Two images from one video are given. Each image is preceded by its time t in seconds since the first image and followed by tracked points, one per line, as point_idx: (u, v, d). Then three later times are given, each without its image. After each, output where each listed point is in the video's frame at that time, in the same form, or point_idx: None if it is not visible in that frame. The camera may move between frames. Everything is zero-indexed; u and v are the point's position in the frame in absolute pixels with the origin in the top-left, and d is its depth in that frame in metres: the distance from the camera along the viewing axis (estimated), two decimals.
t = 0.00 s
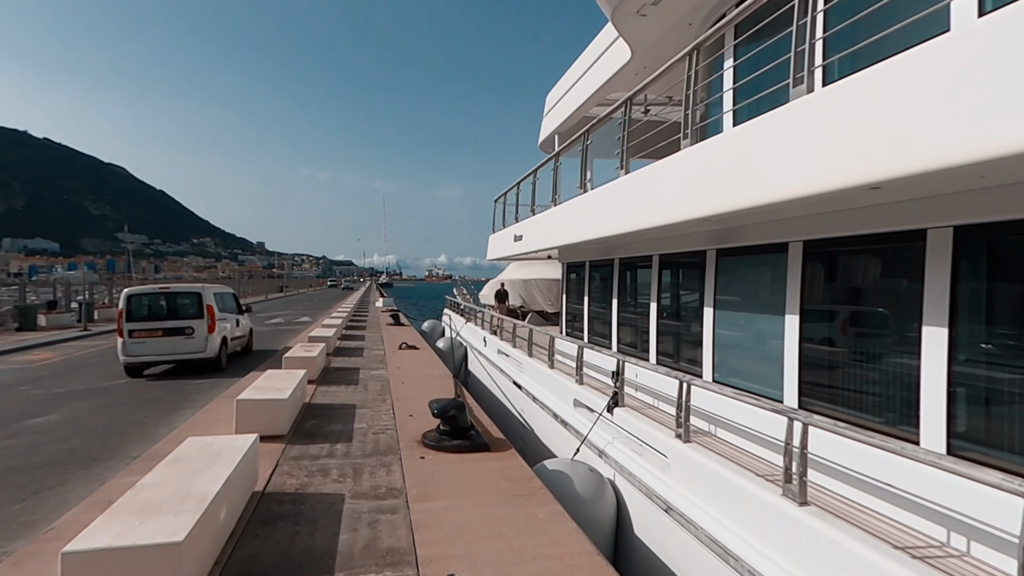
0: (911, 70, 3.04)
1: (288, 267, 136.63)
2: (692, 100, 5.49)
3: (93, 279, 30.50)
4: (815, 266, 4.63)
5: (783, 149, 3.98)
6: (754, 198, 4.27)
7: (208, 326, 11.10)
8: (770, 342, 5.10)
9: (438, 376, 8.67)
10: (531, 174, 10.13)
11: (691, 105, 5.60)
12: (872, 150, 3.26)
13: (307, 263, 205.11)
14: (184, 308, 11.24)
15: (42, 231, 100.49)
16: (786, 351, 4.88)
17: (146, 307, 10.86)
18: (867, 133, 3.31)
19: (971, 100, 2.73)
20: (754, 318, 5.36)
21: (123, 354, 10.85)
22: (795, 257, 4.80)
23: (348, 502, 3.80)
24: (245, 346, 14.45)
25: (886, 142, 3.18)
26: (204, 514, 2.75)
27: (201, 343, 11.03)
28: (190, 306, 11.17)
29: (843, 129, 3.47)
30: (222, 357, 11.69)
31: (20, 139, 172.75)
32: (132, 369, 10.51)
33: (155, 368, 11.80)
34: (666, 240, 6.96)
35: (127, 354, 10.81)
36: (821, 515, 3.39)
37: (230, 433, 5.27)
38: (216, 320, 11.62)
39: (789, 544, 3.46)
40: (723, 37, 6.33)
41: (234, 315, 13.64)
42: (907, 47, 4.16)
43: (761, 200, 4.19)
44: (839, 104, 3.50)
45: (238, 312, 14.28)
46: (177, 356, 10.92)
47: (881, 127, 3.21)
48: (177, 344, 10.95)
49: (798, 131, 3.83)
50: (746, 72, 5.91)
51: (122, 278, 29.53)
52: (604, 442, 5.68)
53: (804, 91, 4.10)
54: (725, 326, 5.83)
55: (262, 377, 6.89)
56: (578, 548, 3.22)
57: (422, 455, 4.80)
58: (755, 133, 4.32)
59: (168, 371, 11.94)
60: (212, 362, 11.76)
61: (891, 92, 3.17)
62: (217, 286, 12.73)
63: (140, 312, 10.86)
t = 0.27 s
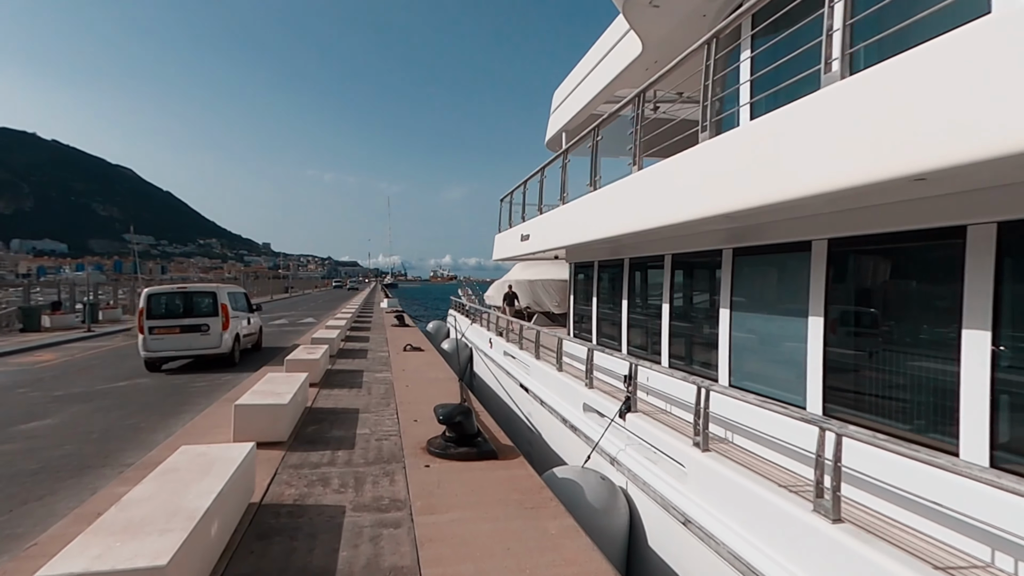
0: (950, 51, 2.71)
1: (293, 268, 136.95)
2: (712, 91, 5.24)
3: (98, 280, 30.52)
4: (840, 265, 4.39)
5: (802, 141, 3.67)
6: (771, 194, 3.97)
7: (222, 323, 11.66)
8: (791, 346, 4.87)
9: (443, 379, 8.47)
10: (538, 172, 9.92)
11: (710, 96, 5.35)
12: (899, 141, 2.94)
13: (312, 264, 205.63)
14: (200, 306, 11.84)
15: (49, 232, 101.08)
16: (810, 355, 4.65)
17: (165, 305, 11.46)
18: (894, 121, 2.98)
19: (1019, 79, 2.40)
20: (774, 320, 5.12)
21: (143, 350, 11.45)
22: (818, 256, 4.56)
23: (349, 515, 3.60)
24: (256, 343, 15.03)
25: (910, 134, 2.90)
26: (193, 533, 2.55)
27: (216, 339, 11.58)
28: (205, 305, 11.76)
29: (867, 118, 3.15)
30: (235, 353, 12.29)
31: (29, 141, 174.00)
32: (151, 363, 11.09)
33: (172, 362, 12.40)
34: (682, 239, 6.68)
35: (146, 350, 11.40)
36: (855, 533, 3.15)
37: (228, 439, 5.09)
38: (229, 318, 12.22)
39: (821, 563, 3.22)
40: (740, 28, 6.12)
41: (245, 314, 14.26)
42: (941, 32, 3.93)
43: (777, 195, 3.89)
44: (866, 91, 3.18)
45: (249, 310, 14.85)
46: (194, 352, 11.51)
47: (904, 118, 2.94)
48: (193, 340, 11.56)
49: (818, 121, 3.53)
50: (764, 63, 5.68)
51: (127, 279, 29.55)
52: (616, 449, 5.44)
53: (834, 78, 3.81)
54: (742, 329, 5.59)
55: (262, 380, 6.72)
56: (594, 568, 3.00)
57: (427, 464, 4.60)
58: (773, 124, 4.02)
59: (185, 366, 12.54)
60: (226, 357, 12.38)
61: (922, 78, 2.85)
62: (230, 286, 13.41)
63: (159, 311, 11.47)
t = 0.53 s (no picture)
0: (1011, 30, 2.52)
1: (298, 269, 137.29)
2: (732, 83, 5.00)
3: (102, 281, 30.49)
4: (867, 266, 4.21)
5: (854, 128, 3.38)
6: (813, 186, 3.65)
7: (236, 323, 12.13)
8: (813, 351, 4.66)
9: (448, 382, 8.28)
10: (545, 170, 9.70)
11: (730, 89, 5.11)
12: (982, 126, 2.66)
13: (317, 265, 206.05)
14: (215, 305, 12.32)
15: (56, 233, 101.63)
16: (833, 359, 4.45)
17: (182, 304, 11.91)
18: (974, 105, 2.70)
19: None
20: (794, 323, 4.92)
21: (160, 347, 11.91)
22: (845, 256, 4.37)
23: (350, 529, 3.42)
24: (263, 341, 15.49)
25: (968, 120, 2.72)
26: (182, 553, 2.38)
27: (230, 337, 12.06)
28: (220, 304, 12.23)
29: (942, 102, 2.85)
30: (248, 351, 12.73)
31: (36, 143, 175.21)
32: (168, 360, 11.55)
33: (186, 358, 12.87)
34: (695, 239, 6.45)
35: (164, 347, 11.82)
36: (893, 553, 2.93)
37: (226, 446, 4.91)
38: (242, 317, 12.67)
39: None
40: (756, 20, 5.92)
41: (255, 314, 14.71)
42: (976, 19, 3.74)
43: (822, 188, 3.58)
44: (933, 73, 2.90)
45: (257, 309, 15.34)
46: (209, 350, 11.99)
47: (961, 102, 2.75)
48: (209, 338, 12.01)
49: (877, 106, 3.23)
50: (781, 56, 5.50)
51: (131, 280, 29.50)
52: (627, 457, 5.24)
53: (872, 65, 3.56)
54: (759, 332, 5.38)
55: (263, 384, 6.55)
56: None
57: (432, 473, 4.41)
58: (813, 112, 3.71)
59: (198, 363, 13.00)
60: (239, 355, 12.84)
61: (999, 56, 2.58)
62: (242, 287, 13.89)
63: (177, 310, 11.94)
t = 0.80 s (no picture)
0: None
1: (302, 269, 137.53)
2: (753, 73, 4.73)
3: (106, 282, 30.48)
4: (894, 263, 4.02)
5: (891, 116, 3.09)
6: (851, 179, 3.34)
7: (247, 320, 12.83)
8: (837, 354, 4.46)
9: (454, 384, 8.10)
10: (553, 168, 9.51)
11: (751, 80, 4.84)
12: None
13: (321, 265, 206.42)
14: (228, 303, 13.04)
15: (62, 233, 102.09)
16: (859, 362, 4.25)
17: (197, 303, 12.65)
18: None
19: None
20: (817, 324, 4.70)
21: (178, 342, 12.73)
22: (872, 254, 4.17)
23: (353, 541, 3.24)
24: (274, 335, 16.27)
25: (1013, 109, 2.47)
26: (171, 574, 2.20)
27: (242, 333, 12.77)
28: (233, 302, 12.99)
29: (1001, 82, 2.52)
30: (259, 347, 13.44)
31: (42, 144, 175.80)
32: (186, 355, 12.36)
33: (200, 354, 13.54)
34: (713, 237, 6.21)
35: (181, 343, 12.56)
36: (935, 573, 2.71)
37: (225, 451, 4.75)
38: (254, 314, 13.40)
39: None
40: (774, 10, 5.71)
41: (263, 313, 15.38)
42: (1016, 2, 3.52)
43: (860, 182, 3.27)
44: (981, 53, 2.61)
45: (268, 305, 16.13)
46: (224, 345, 12.77)
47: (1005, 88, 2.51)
48: (223, 334, 12.76)
49: (916, 91, 2.94)
50: (800, 47, 5.29)
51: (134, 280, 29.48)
52: (640, 463, 5.04)
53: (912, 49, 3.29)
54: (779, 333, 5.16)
55: (264, 386, 6.39)
56: None
57: (438, 480, 4.24)
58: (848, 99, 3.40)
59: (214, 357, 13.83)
60: (250, 351, 13.57)
61: None
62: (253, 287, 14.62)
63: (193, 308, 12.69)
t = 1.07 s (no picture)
0: None
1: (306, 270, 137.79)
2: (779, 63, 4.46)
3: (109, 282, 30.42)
4: (928, 264, 3.80)
5: (937, 104, 2.86)
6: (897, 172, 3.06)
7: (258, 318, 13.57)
8: (865, 359, 4.23)
9: (459, 388, 7.90)
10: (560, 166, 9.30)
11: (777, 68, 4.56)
12: None
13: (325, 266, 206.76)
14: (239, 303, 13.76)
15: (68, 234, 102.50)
16: (888, 368, 4.03)
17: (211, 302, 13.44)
18: None
19: None
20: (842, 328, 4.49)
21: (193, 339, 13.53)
22: (905, 254, 3.94)
23: (355, 560, 3.03)
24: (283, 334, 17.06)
25: None
26: None
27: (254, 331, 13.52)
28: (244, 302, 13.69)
29: None
30: (269, 344, 14.13)
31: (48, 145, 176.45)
32: (201, 352, 13.09)
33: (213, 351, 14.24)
34: (732, 236, 5.96)
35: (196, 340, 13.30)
36: None
37: (223, 459, 4.56)
38: (264, 313, 14.11)
39: None
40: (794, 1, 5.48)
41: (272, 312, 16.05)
42: None
43: (909, 174, 3.00)
44: None
45: (277, 304, 16.84)
46: (236, 343, 13.55)
47: None
48: (235, 331, 13.49)
49: (966, 77, 2.71)
50: (821, 38, 5.07)
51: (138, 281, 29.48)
52: (655, 472, 4.82)
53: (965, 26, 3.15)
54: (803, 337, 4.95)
55: (265, 390, 6.21)
56: None
57: (445, 491, 4.04)
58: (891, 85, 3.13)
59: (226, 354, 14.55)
60: (261, 348, 14.29)
61: None
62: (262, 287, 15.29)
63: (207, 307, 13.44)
